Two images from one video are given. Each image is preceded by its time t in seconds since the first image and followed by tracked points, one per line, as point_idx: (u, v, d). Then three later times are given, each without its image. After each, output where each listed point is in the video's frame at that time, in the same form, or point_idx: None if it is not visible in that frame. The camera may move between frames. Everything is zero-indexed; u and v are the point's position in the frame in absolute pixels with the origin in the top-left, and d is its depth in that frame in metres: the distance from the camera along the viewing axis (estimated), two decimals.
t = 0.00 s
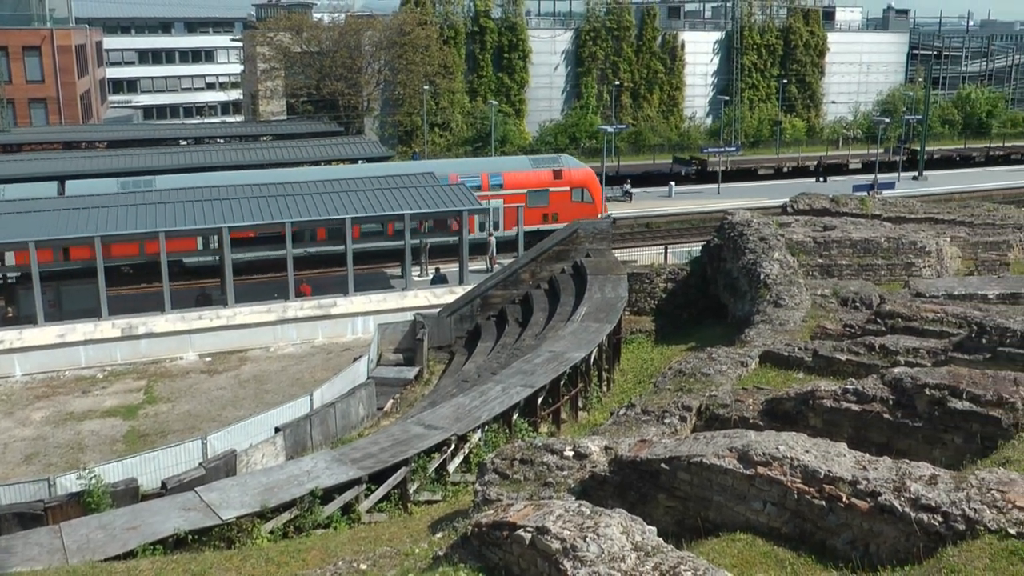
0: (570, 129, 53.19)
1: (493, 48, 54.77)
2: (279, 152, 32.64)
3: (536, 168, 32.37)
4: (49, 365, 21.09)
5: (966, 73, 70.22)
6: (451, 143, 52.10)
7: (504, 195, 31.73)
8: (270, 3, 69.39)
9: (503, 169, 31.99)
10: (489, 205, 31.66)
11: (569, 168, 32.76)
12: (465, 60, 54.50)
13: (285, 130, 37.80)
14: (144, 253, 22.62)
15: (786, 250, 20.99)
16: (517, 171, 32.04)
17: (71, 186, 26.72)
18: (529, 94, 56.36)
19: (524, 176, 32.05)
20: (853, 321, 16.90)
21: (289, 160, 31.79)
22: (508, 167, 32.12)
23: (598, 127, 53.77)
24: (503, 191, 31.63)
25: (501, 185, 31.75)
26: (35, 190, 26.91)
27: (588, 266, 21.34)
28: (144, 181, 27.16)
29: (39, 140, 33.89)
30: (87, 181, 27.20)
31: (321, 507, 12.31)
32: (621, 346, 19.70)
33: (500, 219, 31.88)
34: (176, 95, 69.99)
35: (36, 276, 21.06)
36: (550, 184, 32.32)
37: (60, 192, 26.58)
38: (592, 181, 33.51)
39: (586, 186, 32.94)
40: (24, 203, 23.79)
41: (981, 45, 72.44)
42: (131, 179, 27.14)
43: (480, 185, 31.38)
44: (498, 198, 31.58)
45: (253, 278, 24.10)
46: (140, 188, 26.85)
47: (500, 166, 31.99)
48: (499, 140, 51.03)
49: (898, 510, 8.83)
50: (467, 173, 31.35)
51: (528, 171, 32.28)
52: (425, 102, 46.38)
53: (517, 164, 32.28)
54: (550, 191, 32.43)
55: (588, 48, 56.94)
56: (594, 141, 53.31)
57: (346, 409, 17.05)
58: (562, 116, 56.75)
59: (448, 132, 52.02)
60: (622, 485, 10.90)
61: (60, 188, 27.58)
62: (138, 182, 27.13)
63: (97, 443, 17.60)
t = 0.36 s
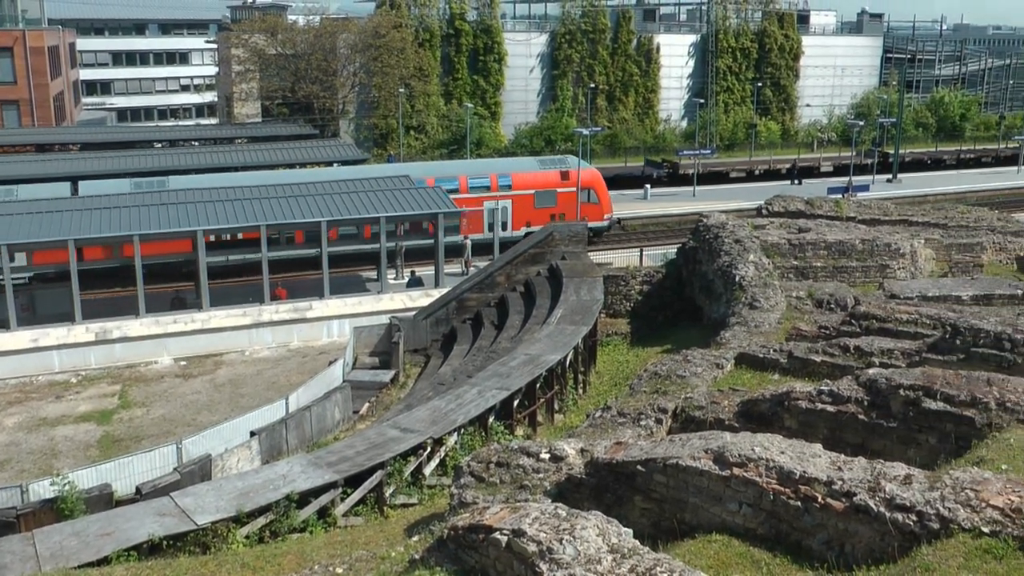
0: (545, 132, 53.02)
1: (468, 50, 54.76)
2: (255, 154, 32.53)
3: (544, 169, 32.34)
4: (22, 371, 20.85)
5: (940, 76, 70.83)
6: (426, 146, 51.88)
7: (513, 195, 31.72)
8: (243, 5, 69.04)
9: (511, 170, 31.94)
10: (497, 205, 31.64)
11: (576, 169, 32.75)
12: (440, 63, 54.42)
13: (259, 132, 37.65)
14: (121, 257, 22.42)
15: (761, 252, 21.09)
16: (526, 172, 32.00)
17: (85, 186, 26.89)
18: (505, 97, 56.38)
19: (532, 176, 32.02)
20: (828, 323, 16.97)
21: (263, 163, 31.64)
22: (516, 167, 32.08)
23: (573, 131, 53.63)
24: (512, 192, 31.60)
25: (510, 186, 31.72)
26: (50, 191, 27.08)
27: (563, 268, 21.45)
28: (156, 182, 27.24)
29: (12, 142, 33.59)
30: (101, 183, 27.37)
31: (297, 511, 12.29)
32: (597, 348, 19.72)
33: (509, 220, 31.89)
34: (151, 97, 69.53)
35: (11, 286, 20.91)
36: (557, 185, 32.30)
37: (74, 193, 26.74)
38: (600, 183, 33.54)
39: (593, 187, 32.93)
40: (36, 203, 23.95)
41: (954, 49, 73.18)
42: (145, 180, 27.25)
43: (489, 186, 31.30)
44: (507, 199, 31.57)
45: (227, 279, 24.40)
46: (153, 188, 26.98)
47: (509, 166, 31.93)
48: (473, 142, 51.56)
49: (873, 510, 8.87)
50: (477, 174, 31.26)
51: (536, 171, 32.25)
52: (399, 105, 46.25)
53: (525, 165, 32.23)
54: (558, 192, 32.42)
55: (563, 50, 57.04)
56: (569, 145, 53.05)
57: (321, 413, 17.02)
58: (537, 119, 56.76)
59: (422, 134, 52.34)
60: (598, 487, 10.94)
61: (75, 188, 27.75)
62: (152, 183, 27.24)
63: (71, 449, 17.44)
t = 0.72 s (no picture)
0: (519, 133, 53.09)
1: (443, 52, 54.73)
2: (227, 155, 32.38)
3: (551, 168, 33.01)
4: None
5: (913, 78, 71.53)
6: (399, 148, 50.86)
7: (521, 194, 32.37)
8: (215, 5, 68.69)
9: (519, 169, 32.60)
10: (506, 204, 32.29)
11: (582, 169, 33.50)
12: (415, 64, 54.32)
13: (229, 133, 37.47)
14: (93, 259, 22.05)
15: (735, 252, 21.19)
16: (533, 172, 32.68)
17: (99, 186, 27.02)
18: (479, 98, 56.44)
19: (540, 176, 32.72)
20: (803, 322, 17.05)
21: (235, 163, 31.44)
22: (523, 167, 32.76)
23: (548, 132, 53.64)
24: (520, 191, 32.25)
25: (518, 185, 32.38)
26: (62, 190, 27.14)
27: (538, 269, 21.53)
28: (170, 180, 27.47)
29: None
30: (114, 181, 27.50)
31: (272, 515, 12.22)
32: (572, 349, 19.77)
33: (517, 218, 32.55)
34: (124, 98, 69.02)
35: None
36: (565, 185, 33.03)
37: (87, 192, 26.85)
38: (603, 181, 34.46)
39: (597, 186, 33.79)
40: (48, 202, 24.05)
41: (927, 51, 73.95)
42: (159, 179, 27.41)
43: (498, 185, 31.94)
44: (515, 198, 32.23)
45: (201, 282, 24.01)
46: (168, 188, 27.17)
47: (518, 166, 32.56)
48: (448, 143, 51.43)
49: (848, 508, 8.90)
50: (487, 173, 31.86)
51: (544, 171, 32.94)
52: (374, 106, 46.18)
53: (532, 165, 32.90)
54: (565, 191, 33.17)
55: (538, 51, 57.20)
56: (544, 145, 52.95)
57: (297, 415, 16.96)
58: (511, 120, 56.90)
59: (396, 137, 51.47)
60: (574, 488, 10.95)
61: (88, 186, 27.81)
62: (166, 182, 27.40)
63: (43, 453, 17.26)
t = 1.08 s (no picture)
0: (492, 133, 53.07)
1: (416, 52, 54.61)
2: (197, 155, 32.20)
3: (558, 166, 33.57)
4: None
5: (885, 78, 72.21)
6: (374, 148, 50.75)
7: (529, 192, 32.94)
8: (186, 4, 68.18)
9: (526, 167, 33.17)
10: (514, 202, 32.87)
11: (588, 167, 34.08)
12: (388, 64, 54.19)
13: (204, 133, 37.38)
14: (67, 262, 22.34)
15: (708, 251, 21.26)
16: (540, 169, 33.24)
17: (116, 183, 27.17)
18: (453, 98, 56.38)
19: (547, 174, 33.29)
20: (777, 321, 17.15)
21: (209, 164, 31.33)
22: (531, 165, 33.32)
23: (521, 132, 53.63)
24: (528, 189, 32.83)
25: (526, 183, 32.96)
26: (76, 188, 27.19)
27: (513, 269, 21.52)
28: (184, 180, 27.56)
29: None
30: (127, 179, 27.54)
31: (246, 518, 12.16)
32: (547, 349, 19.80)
33: (525, 216, 33.13)
34: (95, 98, 68.43)
35: None
36: (572, 182, 33.58)
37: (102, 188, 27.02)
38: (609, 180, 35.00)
39: (603, 184, 34.25)
40: (60, 201, 24.21)
41: (899, 52, 74.68)
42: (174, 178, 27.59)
43: (506, 182, 32.50)
44: (523, 196, 32.82)
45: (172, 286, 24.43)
46: (182, 186, 27.29)
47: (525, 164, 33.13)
48: (422, 143, 51.49)
49: (822, 505, 8.94)
50: (495, 172, 32.42)
51: (550, 169, 33.52)
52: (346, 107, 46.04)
53: (539, 163, 33.46)
54: (572, 189, 33.72)
55: (511, 51, 57.21)
56: (517, 145, 52.88)
57: (270, 418, 16.89)
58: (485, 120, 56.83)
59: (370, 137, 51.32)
60: (548, 488, 10.96)
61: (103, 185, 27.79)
62: (180, 181, 27.57)
63: (14, 458, 17.06)
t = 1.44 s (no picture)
0: (459, 134, 53.00)
1: (382, 52, 54.42)
2: (163, 156, 31.96)
3: (557, 165, 34.26)
4: None
5: (850, 79, 73.15)
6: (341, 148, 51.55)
7: (530, 190, 33.61)
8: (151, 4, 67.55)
9: (527, 166, 33.86)
10: (515, 199, 33.50)
11: (587, 166, 34.79)
12: (354, 64, 53.99)
13: (171, 134, 37.28)
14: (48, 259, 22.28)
15: (675, 251, 21.38)
16: (540, 168, 33.93)
17: (124, 181, 27.31)
18: (419, 98, 56.30)
19: (547, 172, 33.98)
20: (744, 319, 17.28)
21: (172, 166, 31.17)
22: (531, 163, 34.00)
23: (488, 133, 53.58)
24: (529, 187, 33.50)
25: (527, 181, 33.65)
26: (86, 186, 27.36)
27: (480, 270, 21.52)
28: (193, 179, 27.89)
29: None
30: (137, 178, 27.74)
31: (214, 521, 12.07)
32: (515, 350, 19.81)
33: (526, 213, 33.78)
34: (59, 98, 67.59)
35: None
36: (571, 181, 34.27)
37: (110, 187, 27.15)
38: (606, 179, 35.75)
39: (601, 183, 34.99)
40: (72, 199, 24.42)
41: (864, 52, 75.53)
42: (180, 177, 27.86)
43: (508, 181, 33.15)
44: (524, 193, 33.48)
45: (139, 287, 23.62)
46: (191, 184, 27.66)
47: (526, 163, 33.84)
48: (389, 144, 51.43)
49: (789, 502, 8.99)
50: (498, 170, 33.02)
51: (550, 167, 34.22)
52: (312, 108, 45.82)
53: (539, 161, 34.14)
54: (571, 187, 34.44)
55: (478, 52, 57.21)
56: (484, 146, 52.81)
57: (238, 420, 16.80)
58: (451, 120, 56.76)
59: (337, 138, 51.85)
60: (516, 488, 10.96)
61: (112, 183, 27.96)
62: (188, 180, 27.88)
63: None
